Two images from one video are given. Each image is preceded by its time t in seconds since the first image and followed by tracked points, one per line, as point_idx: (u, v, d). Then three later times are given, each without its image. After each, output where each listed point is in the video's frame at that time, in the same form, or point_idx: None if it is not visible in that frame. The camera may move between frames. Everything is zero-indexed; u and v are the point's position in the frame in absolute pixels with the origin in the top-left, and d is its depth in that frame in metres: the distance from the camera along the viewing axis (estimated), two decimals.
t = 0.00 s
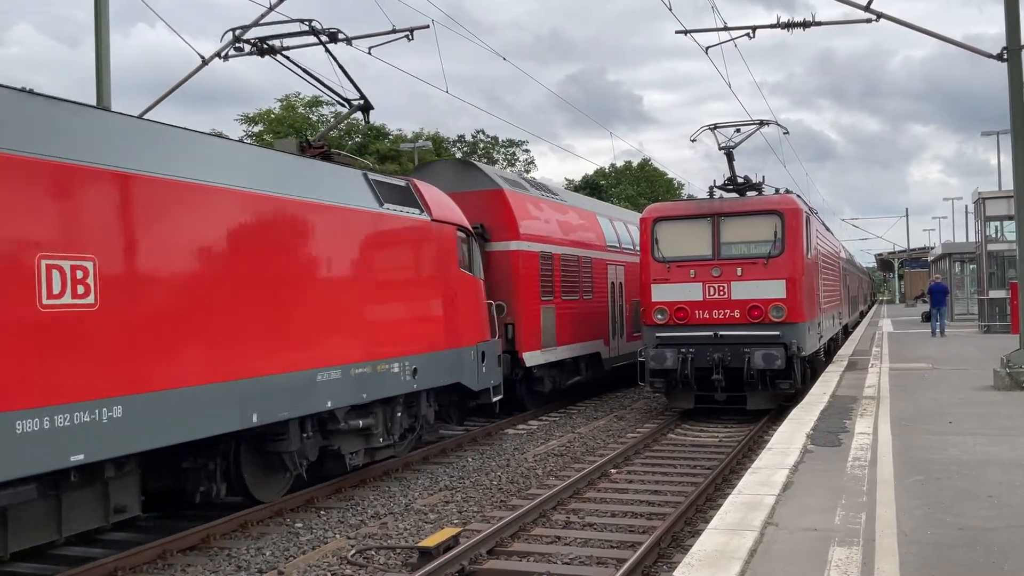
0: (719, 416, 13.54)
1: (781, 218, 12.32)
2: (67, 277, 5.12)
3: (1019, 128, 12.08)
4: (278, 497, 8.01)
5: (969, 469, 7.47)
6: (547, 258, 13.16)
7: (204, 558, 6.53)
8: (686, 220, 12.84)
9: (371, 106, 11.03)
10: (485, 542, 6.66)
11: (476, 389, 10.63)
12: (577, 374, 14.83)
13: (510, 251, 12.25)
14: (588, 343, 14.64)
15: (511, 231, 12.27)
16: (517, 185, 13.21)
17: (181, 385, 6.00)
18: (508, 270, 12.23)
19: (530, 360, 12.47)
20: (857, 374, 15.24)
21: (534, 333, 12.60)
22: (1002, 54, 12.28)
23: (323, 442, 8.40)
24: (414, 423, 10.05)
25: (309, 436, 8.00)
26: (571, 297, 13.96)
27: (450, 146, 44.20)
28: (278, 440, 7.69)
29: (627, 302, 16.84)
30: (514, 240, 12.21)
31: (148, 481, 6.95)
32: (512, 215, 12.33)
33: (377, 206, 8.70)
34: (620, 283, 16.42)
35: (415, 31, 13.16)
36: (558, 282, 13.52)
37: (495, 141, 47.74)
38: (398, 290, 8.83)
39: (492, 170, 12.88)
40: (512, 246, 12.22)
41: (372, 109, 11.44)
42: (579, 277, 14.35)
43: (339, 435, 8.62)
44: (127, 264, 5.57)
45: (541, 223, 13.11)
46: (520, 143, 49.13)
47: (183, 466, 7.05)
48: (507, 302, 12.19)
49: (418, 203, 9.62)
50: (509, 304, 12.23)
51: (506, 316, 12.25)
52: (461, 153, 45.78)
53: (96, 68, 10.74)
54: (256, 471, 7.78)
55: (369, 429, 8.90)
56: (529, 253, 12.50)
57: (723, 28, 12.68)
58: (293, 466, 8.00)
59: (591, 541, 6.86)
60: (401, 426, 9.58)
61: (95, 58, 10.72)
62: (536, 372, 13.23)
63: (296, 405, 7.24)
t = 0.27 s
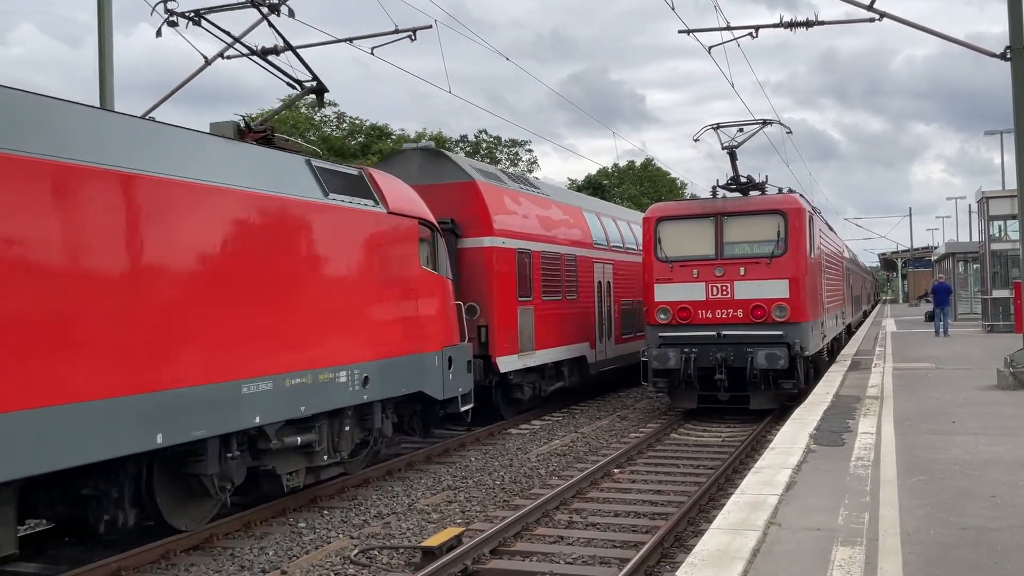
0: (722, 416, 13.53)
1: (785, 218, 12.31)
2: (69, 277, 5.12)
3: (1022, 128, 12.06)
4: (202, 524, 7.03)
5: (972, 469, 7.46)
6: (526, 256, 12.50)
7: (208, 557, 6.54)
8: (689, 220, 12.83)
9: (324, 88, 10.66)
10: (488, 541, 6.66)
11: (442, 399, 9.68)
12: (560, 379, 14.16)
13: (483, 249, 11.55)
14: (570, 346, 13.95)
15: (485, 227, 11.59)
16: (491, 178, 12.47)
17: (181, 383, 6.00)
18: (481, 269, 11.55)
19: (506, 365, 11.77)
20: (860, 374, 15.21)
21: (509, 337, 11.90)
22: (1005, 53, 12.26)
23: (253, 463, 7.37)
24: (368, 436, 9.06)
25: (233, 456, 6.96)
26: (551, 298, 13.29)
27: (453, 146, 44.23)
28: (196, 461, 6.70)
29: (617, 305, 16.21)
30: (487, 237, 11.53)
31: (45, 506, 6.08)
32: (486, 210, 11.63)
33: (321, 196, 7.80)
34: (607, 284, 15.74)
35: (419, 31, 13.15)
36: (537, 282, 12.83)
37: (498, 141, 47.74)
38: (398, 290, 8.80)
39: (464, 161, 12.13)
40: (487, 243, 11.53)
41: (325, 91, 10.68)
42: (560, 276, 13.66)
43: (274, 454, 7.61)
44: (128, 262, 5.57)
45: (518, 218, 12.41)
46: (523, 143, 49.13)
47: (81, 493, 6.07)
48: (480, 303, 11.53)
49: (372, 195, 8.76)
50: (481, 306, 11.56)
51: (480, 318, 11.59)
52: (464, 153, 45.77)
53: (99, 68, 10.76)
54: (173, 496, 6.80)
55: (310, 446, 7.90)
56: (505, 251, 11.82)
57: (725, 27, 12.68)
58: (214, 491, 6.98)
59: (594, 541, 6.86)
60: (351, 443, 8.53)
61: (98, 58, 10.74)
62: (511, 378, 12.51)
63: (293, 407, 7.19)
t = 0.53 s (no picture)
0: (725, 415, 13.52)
1: (788, 217, 12.29)
2: (71, 277, 5.13)
3: None
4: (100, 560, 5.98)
5: (976, 468, 7.45)
6: (498, 253, 11.67)
7: (211, 557, 6.54)
8: (692, 219, 12.82)
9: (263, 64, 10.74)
10: (491, 541, 6.66)
11: (397, 410, 8.81)
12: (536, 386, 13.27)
13: (451, 244, 10.73)
14: (549, 349, 13.11)
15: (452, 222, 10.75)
16: (460, 168, 11.59)
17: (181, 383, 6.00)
18: (449, 267, 10.74)
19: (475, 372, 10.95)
20: (863, 373, 15.18)
21: (479, 341, 11.08)
22: (1009, 52, 12.23)
23: (158, 490, 6.32)
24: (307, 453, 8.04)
25: (135, 482, 5.94)
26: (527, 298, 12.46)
27: (456, 146, 44.23)
28: (84, 488, 5.65)
29: (603, 305, 15.49)
30: (454, 231, 10.71)
31: None
32: (453, 203, 10.78)
33: (249, 183, 6.88)
34: (592, 283, 14.97)
35: (422, 31, 13.16)
36: (511, 281, 11.99)
37: (501, 141, 47.71)
38: (391, 289, 8.74)
39: (429, 149, 11.25)
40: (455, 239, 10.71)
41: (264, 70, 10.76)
42: (538, 275, 12.85)
43: (187, 478, 6.56)
44: (130, 262, 5.57)
45: (489, 212, 11.56)
46: (526, 143, 49.11)
47: None
48: (447, 304, 10.71)
49: (317, 183, 7.81)
50: (449, 307, 10.75)
51: (447, 320, 10.79)
52: (466, 152, 45.78)
53: (103, 69, 10.78)
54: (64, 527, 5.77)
55: (233, 467, 6.86)
56: (475, 248, 11.03)
57: (728, 27, 12.67)
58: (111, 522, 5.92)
59: (597, 540, 6.86)
60: (286, 462, 7.55)
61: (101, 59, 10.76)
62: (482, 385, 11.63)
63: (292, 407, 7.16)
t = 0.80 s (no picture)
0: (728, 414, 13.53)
1: (791, 216, 12.27)
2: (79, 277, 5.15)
3: None
4: None
5: (979, 467, 7.44)
6: (466, 248, 10.64)
7: (215, 555, 6.56)
8: (695, 218, 12.82)
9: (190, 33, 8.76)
10: (494, 539, 6.67)
11: (341, 424, 7.87)
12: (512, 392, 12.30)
13: (411, 239, 9.66)
14: (523, 353, 12.07)
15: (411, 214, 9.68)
16: (422, 155, 10.51)
17: (187, 381, 5.99)
18: (407, 262, 9.68)
19: (437, 380, 9.88)
20: (867, 372, 15.17)
21: (443, 346, 10.03)
22: (1012, 50, 12.22)
23: (33, 523, 5.34)
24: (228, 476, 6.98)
25: None
26: (499, 298, 11.45)
27: (458, 144, 44.23)
28: None
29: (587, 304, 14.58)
30: (413, 223, 9.64)
31: None
32: (414, 194, 9.72)
33: (153, 164, 5.95)
34: (574, 281, 13.99)
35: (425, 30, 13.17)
36: (481, 280, 10.96)
37: (503, 139, 47.69)
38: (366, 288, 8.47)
39: (387, 133, 10.16)
40: (417, 233, 9.66)
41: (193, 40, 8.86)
42: (511, 274, 11.82)
43: (68, 508, 5.54)
44: (135, 261, 5.58)
45: (455, 203, 10.52)
46: (528, 141, 49.09)
47: None
48: (405, 303, 9.67)
49: (239, 167, 6.87)
50: (406, 306, 9.69)
51: (405, 322, 9.73)
52: (469, 151, 45.79)
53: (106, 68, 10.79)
54: None
55: (127, 495, 5.81)
56: (439, 244, 10.00)
57: (731, 25, 12.67)
58: None
59: (601, 538, 6.87)
60: (197, 488, 6.48)
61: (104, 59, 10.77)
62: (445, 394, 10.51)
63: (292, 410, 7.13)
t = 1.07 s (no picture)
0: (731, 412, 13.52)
1: (793, 214, 12.26)
2: (80, 274, 5.16)
3: None
4: None
5: (982, 465, 7.43)
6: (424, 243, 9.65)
7: (217, 552, 6.57)
8: (697, 216, 12.81)
9: None
10: (497, 537, 6.67)
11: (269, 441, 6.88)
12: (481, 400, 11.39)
13: (359, 231, 8.68)
14: (492, 358, 11.10)
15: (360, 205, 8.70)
16: (375, 140, 9.51)
17: (193, 383, 6.04)
18: (356, 257, 8.70)
19: (388, 390, 8.87)
20: (870, 370, 15.16)
21: (396, 352, 9.04)
22: (1016, 47, 12.19)
23: None
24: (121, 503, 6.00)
25: None
26: (465, 299, 10.48)
27: (460, 142, 44.23)
28: None
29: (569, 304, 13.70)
30: (362, 213, 8.67)
31: None
32: (364, 182, 8.75)
33: (14, 139, 4.98)
34: (553, 278, 13.11)
35: (428, 28, 13.17)
36: (444, 277, 10.00)
37: (506, 137, 47.66)
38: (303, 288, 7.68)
39: (334, 114, 9.17)
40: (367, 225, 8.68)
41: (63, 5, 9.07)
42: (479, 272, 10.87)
43: None
44: (134, 261, 5.58)
45: (413, 194, 9.54)
46: (531, 139, 49.08)
47: None
48: (353, 301, 8.71)
49: (132, 144, 5.85)
50: (354, 305, 8.72)
51: (353, 324, 8.74)
52: (472, 149, 45.78)
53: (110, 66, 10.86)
54: None
55: None
56: (394, 238, 9.04)
57: (734, 23, 12.66)
58: None
59: (602, 536, 6.87)
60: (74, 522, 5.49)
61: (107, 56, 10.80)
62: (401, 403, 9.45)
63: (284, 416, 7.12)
